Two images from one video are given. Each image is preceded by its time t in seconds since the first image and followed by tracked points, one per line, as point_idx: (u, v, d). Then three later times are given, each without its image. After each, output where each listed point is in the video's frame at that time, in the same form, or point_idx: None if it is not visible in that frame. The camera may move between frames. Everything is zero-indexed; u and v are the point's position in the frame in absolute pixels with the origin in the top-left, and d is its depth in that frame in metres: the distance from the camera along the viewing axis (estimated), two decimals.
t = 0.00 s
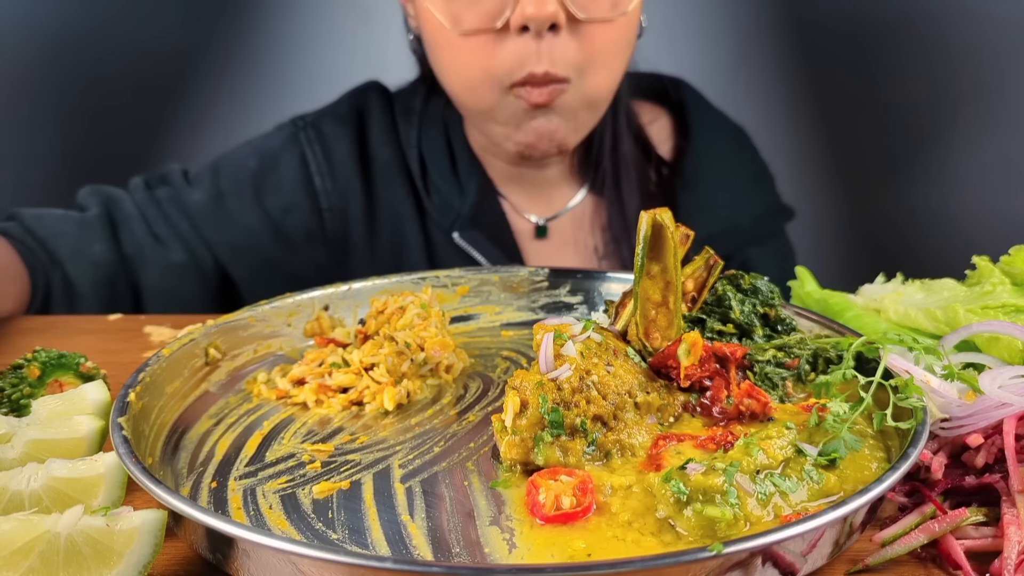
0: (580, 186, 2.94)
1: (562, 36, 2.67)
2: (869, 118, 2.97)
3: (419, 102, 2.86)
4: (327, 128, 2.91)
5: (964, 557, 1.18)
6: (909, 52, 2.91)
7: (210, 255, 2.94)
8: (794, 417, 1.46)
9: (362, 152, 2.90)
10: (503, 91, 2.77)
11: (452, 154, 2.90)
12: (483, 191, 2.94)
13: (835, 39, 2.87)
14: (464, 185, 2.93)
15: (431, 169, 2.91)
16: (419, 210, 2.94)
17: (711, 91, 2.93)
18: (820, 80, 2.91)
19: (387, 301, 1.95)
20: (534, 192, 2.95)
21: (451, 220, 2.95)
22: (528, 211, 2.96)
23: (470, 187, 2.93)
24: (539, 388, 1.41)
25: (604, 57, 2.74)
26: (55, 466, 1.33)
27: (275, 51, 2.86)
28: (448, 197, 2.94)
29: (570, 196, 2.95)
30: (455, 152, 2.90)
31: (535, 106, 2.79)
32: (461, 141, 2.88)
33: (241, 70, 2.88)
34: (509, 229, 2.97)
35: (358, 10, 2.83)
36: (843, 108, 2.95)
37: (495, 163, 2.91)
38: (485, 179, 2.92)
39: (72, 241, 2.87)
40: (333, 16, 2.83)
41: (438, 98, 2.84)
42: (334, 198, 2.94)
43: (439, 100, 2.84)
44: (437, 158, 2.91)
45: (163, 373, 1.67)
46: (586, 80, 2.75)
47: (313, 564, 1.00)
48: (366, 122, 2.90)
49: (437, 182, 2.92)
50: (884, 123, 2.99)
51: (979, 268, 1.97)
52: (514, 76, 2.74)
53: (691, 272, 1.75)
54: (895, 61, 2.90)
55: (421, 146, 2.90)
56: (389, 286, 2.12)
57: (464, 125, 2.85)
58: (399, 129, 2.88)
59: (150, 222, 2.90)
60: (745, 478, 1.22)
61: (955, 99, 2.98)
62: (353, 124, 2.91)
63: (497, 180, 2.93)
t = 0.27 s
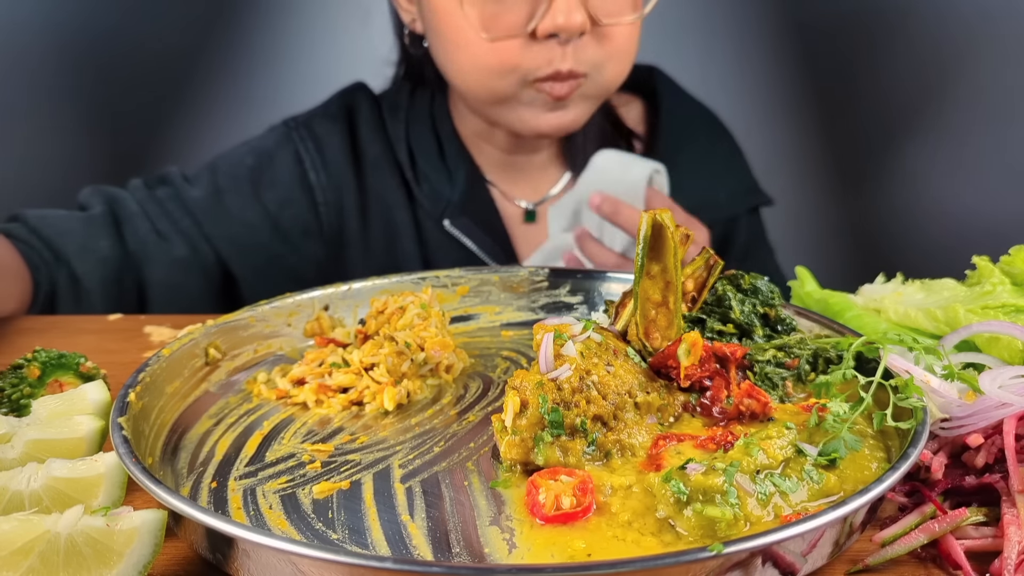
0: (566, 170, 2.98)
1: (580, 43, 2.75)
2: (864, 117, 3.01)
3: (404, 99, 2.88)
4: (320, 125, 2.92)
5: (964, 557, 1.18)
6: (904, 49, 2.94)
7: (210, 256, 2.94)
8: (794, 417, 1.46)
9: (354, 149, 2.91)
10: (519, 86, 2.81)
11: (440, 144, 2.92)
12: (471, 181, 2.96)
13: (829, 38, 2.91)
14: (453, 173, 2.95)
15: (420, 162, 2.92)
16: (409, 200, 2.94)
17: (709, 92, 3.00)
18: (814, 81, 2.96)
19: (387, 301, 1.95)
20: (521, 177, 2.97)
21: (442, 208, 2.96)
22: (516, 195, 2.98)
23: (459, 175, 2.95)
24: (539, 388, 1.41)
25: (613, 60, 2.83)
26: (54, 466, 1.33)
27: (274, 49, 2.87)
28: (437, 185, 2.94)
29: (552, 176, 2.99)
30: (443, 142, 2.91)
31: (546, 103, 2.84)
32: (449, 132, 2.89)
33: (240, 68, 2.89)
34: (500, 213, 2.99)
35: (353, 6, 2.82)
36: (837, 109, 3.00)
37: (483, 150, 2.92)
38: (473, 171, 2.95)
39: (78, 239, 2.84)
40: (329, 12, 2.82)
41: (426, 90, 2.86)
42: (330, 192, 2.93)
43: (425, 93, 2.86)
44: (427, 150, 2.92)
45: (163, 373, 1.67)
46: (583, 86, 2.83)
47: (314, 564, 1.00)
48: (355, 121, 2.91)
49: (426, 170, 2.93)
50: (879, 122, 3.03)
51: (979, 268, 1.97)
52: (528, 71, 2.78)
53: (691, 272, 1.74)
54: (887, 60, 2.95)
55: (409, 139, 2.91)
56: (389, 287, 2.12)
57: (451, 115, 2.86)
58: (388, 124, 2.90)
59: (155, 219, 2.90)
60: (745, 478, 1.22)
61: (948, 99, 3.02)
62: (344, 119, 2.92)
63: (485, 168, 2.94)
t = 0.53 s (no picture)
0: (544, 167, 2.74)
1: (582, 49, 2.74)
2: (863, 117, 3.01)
3: (397, 100, 2.89)
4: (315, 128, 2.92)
5: (964, 557, 1.18)
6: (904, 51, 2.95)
7: (211, 256, 2.94)
8: (794, 416, 1.46)
9: (349, 149, 2.90)
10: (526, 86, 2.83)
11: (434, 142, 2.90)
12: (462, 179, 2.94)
13: (831, 38, 2.91)
14: (444, 170, 2.93)
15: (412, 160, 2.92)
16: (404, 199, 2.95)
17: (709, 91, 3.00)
18: (813, 82, 2.96)
19: (387, 301, 1.96)
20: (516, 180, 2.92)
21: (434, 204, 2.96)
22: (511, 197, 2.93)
23: (451, 172, 2.94)
24: (539, 388, 1.41)
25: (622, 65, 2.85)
26: (54, 466, 1.33)
27: (275, 49, 2.88)
28: (431, 184, 2.94)
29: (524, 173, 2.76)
30: (434, 139, 2.90)
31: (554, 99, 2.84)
32: (443, 131, 2.88)
33: (241, 68, 2.89)
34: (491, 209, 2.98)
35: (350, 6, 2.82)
36: (837, 109, 3.00)
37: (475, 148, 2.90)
38: (463, 170, 2.93)
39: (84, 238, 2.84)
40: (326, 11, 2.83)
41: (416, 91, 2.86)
42: (327, 191, 2.92)
43: (418, 94, 2.86)
44: (420, 150, 2.92)
45: (163, 373, 1.67)
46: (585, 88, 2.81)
47: (313, 563, 1.00)
48: (351, 122, 2.91)
49: (419, 170, 2.93)
50: (879, 122, 3.03)
51: (979, 268, 1.97)
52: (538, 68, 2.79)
53: (691, 272, 1.74)
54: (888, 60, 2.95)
55: (402, 140, 2.91)
56: (389, 287, 2.12)
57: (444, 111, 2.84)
58: (381, 125, 2.89)
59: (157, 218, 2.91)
60: (745, 478, 1.22)
61: (949, 100, 3.02)
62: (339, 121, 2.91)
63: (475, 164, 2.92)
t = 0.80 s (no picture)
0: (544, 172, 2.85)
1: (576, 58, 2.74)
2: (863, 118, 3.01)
3: (394, 102, 2.88)
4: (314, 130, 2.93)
5: (964, 557, 1.18)
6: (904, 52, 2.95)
7: (211, 256, 2.94)
8: (794, 417, 1.46)
9: (347, 151, 2.91)
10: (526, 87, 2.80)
11: (430, 143, 2.90)
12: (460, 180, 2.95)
13: (834, 39, 2.90)
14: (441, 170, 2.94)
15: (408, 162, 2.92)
16: (402, 201, 2.95)
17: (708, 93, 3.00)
18: (813, 84, 2.96)
19: (387, 301, 1.96)
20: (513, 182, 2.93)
21: (431, 208, 2.97)
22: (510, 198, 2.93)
23: (448, 174, 2.95)
24: (539, 388, 1.41)
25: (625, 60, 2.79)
26: (54, 466, 1.33)
27: (273, 48, 2.86)
28: (428, 185, 2.95)
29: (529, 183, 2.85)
30: (431, 141, 2.89)
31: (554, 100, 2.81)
32: (439, 133, 2.88)
33: (240, 68, 2.89)
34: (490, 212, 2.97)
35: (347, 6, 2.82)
36: (837, 109, 2.99)
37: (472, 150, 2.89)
38: (461, 170, 2.93)
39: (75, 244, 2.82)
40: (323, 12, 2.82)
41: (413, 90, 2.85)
42: (325, 194, 2.93)
43: (415, 91, 2.85)
44: (417, 152, 2.91)
45: (163, 373, 1.67)
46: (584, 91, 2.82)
47: (313, 563, 1.00)
48: (348, 122, 2.91)
49: (416, 171, 2.93)
50: (880, 123, 3.02)
51: (979, 268, 1.97)
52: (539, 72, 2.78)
53: (691, 272, 1.74)
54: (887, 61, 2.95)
55: (399, 140, 2.91)
56: (389, 286, 2.12)
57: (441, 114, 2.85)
58: (378, 126, 2.90)
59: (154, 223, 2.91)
60: (745, 478, 1.22)
61: (948, 101, 3.02)
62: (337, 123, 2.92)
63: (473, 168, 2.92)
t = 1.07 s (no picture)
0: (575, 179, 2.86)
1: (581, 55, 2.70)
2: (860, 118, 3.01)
3: (401, 102, 2.89)
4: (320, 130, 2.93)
5: (964, 557, 1.18)
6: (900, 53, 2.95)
7: (211, 257, 2.94)
8: (794, 416, 1.46)
9: (354, 151, 2.92)
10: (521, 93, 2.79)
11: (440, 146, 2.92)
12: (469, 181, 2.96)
13: (832, 39, 2.90)
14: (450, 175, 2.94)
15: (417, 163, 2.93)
16: (411, 201, 2.96)
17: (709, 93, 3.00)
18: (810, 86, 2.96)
19: (387, 301, 1.96)
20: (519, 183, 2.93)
21: (441, 208, 2.98)
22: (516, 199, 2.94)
23: (457, 176, 2.95)
24: (539, 388, 1.41)
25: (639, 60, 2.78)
26: (54, 466, 1.33)
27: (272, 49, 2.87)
28: (437, 186, 2.95)
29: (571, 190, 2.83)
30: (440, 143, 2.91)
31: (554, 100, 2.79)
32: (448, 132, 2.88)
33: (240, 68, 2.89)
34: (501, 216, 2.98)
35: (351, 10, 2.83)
36: (834, 109, 2.99)
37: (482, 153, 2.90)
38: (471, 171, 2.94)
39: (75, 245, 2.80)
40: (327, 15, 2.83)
41: (421, 92, 2.86)
42: (331, 194, 2.94)
43: (423, 94, 2.85)
44: (427, 152, 2.93)
45: (163, 373, 1.67)
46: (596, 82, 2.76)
47: (313, 564, 1.00)
48: (355, 121, 2.91)
49: (426, 173, 2.94)
50: (881, 123, 3.03)
51: (979, 268, 1.97)
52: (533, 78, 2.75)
53: (692, 272, 1.74)
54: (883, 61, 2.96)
55: (408, 140, 2.92)
56: (389, 286, 2.12)
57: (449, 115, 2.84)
58: (387, 125, 2.91)
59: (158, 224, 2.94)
60: (745, 477, 1.22)
61: (947, 102, 3.03)
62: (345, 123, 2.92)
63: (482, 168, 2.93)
